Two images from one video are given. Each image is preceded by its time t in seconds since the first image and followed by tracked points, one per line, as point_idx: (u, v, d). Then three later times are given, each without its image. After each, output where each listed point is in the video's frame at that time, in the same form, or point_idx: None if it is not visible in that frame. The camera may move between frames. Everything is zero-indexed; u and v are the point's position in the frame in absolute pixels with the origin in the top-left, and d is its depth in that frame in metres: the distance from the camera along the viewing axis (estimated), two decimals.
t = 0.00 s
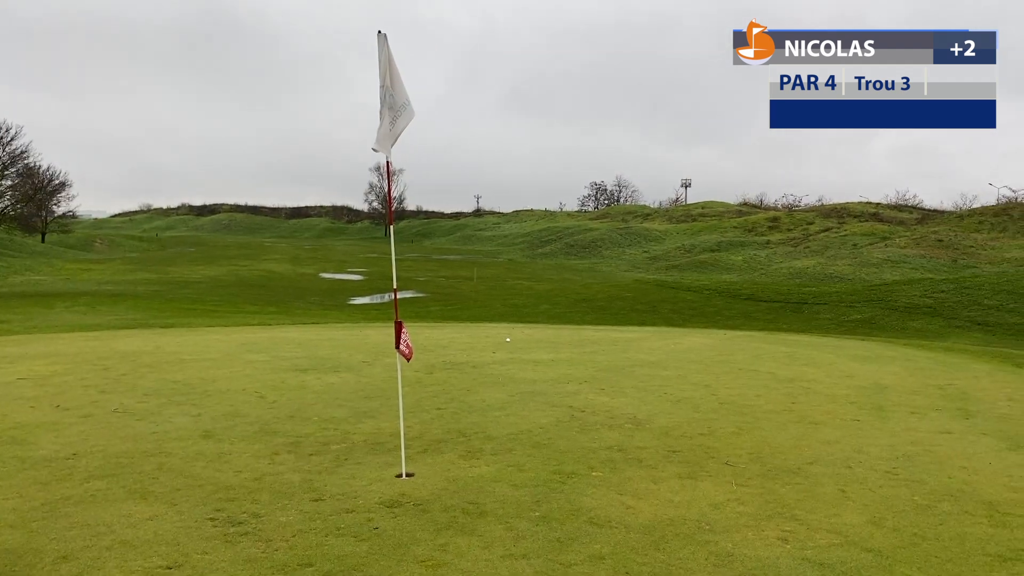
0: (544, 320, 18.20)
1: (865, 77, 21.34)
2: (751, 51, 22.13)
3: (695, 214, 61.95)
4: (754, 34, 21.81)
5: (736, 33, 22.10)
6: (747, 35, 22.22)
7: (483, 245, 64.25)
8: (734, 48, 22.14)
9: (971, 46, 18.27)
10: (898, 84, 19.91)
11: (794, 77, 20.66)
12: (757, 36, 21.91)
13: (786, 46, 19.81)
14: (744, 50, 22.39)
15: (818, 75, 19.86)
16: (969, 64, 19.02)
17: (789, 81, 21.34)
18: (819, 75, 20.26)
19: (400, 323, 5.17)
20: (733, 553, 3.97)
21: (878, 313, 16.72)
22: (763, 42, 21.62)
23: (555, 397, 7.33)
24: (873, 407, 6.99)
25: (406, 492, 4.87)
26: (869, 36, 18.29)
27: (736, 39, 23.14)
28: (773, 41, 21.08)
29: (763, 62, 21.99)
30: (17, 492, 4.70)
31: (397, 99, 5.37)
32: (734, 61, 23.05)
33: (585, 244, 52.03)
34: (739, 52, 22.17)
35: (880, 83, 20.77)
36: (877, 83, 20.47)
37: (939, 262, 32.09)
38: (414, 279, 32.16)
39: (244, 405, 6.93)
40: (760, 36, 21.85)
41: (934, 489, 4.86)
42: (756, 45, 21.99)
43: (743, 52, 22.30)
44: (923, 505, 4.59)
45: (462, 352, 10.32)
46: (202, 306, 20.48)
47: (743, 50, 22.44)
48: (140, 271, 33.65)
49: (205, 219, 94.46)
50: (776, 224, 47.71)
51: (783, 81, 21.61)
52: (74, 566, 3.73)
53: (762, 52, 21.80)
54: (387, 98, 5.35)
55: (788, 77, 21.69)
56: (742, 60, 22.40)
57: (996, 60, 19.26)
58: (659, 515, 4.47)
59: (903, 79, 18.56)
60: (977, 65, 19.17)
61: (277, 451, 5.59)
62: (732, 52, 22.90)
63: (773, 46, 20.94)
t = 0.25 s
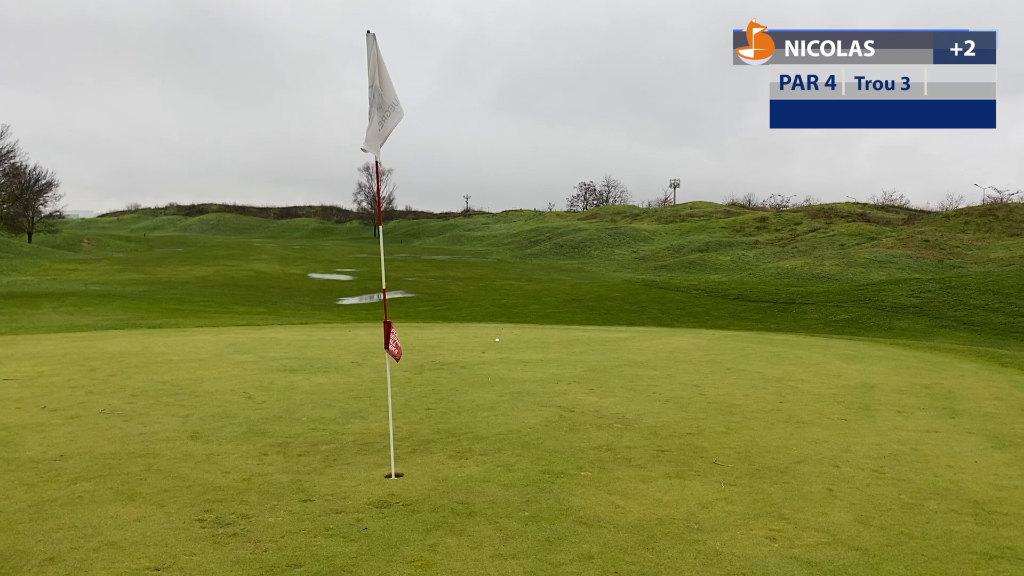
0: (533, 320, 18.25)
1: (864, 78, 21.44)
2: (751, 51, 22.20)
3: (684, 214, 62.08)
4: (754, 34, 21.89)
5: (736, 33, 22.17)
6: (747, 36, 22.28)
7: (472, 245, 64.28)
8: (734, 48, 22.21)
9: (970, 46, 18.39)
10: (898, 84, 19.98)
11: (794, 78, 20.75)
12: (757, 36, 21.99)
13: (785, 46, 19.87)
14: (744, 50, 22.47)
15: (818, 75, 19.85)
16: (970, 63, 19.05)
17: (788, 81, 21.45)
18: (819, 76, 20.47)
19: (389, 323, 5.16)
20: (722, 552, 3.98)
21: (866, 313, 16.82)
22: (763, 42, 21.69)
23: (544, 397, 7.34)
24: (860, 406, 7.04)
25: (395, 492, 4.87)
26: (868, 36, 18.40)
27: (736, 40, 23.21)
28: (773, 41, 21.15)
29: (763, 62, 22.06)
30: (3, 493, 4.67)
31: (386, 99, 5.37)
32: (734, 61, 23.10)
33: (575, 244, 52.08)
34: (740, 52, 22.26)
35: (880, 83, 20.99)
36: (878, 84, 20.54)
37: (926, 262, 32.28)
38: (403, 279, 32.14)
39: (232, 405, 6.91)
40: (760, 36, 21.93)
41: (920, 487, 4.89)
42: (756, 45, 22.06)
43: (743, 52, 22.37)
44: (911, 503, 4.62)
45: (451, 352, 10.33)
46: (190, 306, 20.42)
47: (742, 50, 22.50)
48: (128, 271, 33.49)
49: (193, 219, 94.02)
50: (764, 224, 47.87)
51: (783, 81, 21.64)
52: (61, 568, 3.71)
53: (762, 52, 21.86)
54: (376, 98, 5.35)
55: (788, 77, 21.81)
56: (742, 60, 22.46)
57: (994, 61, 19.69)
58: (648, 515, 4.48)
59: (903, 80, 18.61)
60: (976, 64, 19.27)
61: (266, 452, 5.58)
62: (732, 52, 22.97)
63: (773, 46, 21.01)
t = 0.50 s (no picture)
0: (529, 320, 18.23)
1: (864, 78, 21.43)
2: (751, 51, 22.21)
3: (679, 214, 62.13)
4: (754, 34, 21.90)
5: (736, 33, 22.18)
6: (747, 36, 22.30)
7: (468, 245, 64.23)
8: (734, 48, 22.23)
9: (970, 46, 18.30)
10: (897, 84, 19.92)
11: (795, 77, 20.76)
12: (757, 36, 22.00)
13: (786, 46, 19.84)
14: (744, 50, 22.49)
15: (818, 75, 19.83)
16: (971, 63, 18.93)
17: (788, 81, 21.41)
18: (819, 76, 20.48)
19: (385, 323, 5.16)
20: (717, 551, 3.99)
21: (861, 313, 16.84)
22: (763, 42, 21.70)
23: (540, 397, 7.33)
24: (856, 405, 7.05)
25: (391, 492, 4.87)
26: (868, 36, 18.42)
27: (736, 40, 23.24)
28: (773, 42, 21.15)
29: (763, 62, 22.08)
30: None
31: (382, 99, 5.36)
32: (734, 61, 23.13)
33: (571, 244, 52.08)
34: (740, 52, 22.28)
35: (880, 83, 21.00)
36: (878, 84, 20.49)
37: (921, 262, 32.33)
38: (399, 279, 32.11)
39: (228, 405, 6.90)
40: (760, 37, 21.94)
41: (915, 487, 4.90)
42: (756, 45, 22.07)
43: (743, 52, 22.39)
44: (906, 502, 4.63)
45: (447, 352, 10.32)
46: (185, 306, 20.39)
47: (742, 50, 22.53)
48: (123, 271, 33.43)
49: (188, 219, 93.84)
50: (760, 224, 47.95)
51: (783, 81, 21.60)
52: (57, 568, 3.70)
53: (762, 52, 21.87)
54: (372, 97, 5.34)
55: (788, 77, 21.83)
56: (742, 60, 22.46)
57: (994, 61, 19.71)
58: (644, 514, 4.48)
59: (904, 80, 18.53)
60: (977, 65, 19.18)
61: (261, 452, 5.57)
62: (733, 52, 22.99)
63: (773, 46, 21.02)
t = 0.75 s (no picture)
0: (527, 320, 18.22)
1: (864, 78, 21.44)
2: (751, 51, 22.23)
3: (677, 214, 62.13)
4: (754, 34, 21.91)
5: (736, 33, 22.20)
6: (747, 36, 22.31)
7: (465, 245, 64.17)
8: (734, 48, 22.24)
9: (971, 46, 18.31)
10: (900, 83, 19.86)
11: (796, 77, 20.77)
12: (756, 36, 22.01)
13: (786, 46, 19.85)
14: (744, 50, 22.51)
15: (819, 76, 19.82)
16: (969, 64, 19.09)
17: (789, 82, 21.58)
18: (819, 76, 20.53)
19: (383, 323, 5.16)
20: (714, 551, 3.99)
21: (858, 312, 16.85)
22: (763, 42, 21.72)
23: (537, 397, 7.33)
24: (853, 405, 7.06)
25: (388, 492, 4.86)
26: (867, 36, 18.47)
27: (736, 40, 23.25)
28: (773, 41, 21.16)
29: (763, 62, 22.09)
30: None
31: (380, 98, 5.36)
32: (734, 61, 23.15)
33: (569, 243, 52.08)
34: (739, 52, 22.31)
35: (880, 83, 21.05)
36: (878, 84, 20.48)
37: (918, 262, 32.36)
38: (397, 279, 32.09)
39: (225, 405, 6.89)
40: (760, 37, 21.96)
41: (913, 486, 4.91)
42: (756, 45, 22.09)
43: (743, 52, 22.40)
44: (903, 502, 4.64)
45: (444, 352, 10.32)
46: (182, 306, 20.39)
47: (743, 50, 22.56)
48: (121, 271, 33.39)
49: (185, 219, 93.70)
50: (757, 224, 48.01)
51: (783, 81, 21.66)
52: (54, 569, 3.70)
53: (762, 52, 21.89)
54: (369, 97, 5.34)
55: (789, 77, 21.85)
56: (742, 60, 22.48)
57: (994, 61, 19.75)
58: (641, 514, 4.48)
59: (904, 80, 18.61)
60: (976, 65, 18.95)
61: (259, 452, 5.57)
62: (733, 52, 23.02)
63: (773, 46, 21.05)
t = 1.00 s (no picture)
0: (526, 320, 18.21)
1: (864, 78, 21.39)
2: (751, 51, 22.24)
3: (676, 214, 62.11)
4: (754, 33, 21.91)
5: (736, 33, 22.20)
6: (747, 36, 22.32)
7: (464, 245, 64.15)
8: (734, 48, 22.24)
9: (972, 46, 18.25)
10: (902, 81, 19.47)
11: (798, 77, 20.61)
12: (756, 36, 22.01)
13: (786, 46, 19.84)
14: (744, 50, 22.52)
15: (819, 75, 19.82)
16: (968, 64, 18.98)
17: (788, 81, 21.62)
18: (819, 76, 20.56)
19: (382, 323, 5.16)
20: (713, 551, 3.99)
21: (857, 312, 16.85)
22: (763, 42, 21.72)
23: (535, 397, 7.33)
24: (851, 405, 7.06)
25: (387, 492, 4.86)
26: (867, 35, 18.45)
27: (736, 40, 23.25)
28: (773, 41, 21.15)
29: (763, 62, 22.10)
30: None
31: (378, 98, 5.35)
32: (734, 61, 23.16)
33: (568, 243, 52.07)
34: (739, 52, 22.30)
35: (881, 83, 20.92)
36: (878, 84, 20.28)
37: (917, 262, 32.36)
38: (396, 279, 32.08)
39: (223, 405, 6.89)
40: (760, 37, 21.96)
41: (911, 486, 4.91)
42: (756, 45, 22.09)
43: (743, 52, 22.40)
44: (902, 502, 4.65)
45: (443, 351, 10.31)
46: (181, 306, 20.38)
47: (743, 50, 22.56)
48: (119, 271, 33.36)
49: (183, 219, 93.68)
50: (756, 224, 48.00)
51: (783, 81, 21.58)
52: (53, 569, 3.70)
53: (762, 52, 21.89)
54: (368, 96, 5.34)
55: (789, 77, 21.88)
56: (742, 60, 22.47)
57: (994, 61, 19.76)
58: (640, 514, 4.47)
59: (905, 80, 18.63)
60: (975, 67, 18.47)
61: (257, 452, 5.57)
62: (733, 52, 23.03)
63: (773, 46, 21.06)
